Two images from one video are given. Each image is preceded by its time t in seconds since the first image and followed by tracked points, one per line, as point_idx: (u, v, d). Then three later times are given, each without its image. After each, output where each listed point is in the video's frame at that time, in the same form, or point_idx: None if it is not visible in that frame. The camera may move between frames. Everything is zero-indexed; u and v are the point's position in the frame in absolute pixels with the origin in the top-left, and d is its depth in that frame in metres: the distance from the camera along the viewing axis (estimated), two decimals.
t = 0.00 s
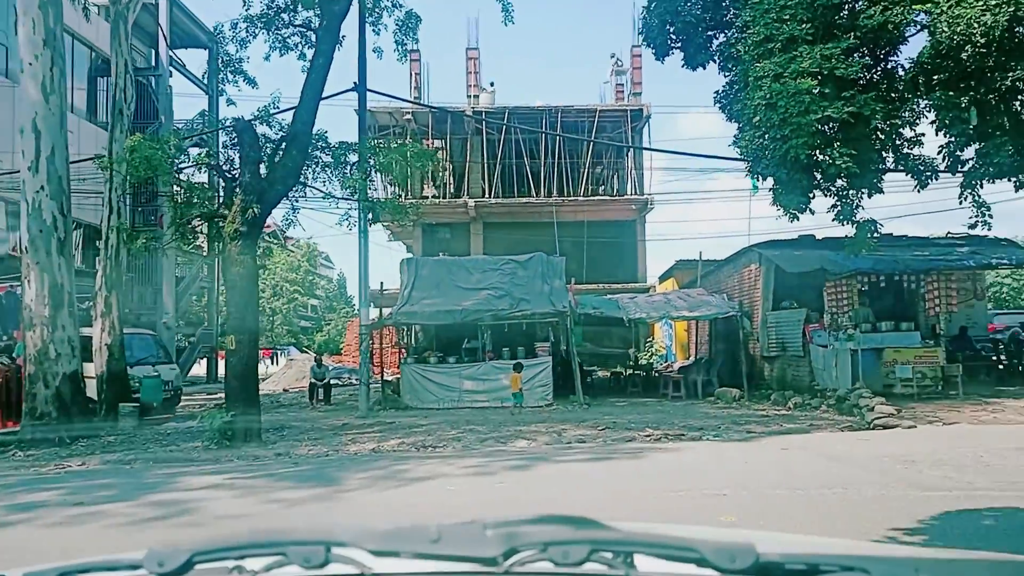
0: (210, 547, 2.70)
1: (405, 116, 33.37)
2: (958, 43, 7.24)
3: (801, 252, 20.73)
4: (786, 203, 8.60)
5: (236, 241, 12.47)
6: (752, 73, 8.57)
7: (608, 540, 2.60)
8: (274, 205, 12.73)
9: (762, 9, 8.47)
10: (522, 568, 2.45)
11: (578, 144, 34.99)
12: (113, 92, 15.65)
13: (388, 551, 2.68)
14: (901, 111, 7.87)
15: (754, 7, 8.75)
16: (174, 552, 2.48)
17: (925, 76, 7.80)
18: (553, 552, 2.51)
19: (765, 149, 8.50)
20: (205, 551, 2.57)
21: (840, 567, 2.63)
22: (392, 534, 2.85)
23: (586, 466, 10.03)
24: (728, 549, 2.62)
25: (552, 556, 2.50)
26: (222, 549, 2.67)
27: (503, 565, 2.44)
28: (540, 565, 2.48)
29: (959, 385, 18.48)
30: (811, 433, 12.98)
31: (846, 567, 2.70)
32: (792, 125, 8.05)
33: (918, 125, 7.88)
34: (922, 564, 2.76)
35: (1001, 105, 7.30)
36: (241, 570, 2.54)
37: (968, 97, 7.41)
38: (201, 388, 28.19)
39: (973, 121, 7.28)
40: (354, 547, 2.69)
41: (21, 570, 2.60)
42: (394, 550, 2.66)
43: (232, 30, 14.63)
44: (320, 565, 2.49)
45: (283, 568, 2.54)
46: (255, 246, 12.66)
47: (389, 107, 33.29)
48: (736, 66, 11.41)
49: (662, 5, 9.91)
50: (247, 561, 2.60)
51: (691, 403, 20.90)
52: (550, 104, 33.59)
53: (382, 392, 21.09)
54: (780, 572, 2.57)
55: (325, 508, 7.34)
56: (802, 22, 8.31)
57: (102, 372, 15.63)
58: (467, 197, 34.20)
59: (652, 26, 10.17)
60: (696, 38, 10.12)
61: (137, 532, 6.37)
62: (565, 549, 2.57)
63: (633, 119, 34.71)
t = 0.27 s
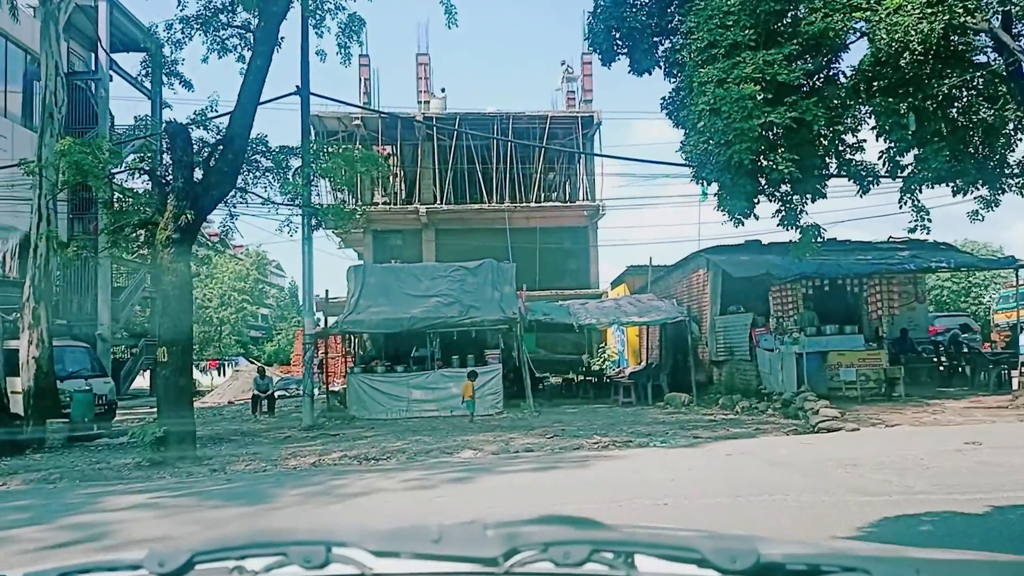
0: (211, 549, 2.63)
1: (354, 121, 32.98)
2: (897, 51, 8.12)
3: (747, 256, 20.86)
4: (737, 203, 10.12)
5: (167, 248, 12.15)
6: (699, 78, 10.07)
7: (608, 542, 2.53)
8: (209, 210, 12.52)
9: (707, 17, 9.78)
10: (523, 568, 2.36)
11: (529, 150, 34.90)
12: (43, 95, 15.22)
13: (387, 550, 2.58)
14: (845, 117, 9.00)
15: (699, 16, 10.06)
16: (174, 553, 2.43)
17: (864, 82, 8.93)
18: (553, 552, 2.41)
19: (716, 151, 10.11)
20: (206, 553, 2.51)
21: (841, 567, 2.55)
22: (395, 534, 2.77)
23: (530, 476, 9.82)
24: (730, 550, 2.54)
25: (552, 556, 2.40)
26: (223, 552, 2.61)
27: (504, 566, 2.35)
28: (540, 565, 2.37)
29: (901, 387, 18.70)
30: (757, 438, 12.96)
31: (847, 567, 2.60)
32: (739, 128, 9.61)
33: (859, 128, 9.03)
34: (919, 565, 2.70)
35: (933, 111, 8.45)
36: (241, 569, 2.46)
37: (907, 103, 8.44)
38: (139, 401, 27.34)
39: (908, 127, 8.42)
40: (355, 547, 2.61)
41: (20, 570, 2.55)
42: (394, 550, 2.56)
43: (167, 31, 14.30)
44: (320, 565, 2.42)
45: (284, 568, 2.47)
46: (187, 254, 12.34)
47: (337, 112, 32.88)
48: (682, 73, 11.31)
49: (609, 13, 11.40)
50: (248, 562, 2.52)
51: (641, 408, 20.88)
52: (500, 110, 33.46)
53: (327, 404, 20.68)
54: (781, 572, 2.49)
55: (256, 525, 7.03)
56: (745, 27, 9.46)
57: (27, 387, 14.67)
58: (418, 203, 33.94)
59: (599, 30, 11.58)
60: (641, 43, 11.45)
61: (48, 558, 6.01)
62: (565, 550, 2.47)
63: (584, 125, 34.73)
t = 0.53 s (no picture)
0: (218, 553, 2.57)
1: (329, 126, 32.76)
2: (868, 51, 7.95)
3: (723, 258, 20.87)
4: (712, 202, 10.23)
5: (133, 255, 11.96)
6: (671, 79, 10.05)
7: (611, 547, 2.47)
8: (176, 215, 12.34)
9: (680, 20, 9.71)
10: (527, 570, 2.24)
11: (506, 154, 34.83)
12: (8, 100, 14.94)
13: (389, 553, 2.48)
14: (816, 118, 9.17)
15: (671, 18, 9.99)
16: (178, 554, 2.39)
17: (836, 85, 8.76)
18: (556, 555, 2.28)
19: (688, 152, 10.26)
20: (209, 552, 2.46)
21: (848, 570, 2.49)
22: (400, 537, 2.68)
23: (504, 482, 9.69)
24: (737, 554, 2.45)
25: (556, 559, 2.28)
26: (228, 554, 2.55)
27: (507, 567, 2.25)
28: (544, 567, 2.24)
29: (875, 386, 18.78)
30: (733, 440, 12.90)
31: (855, 569, 2.52)
32: (713, 129, 9.74)
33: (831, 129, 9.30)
34: (931, 565, 2.62)
35: (905, 112, 8.37)
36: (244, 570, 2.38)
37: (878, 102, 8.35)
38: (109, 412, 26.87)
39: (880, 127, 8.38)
40: (358, 550, 2.53)
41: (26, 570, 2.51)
42: (396, 553, 2.44)
43: (134, 34, 14.09)
44: (323, 566, 2.35)
45: (287, 570, 2.39)
46: (154, 261, 12.12)
47: (312, 117, 32.65)
48: (655, 74, 11.29)
49: (582, 15, 11.38)
50: (251, 564, 2.46)
51: (617, 411, 20.85)
52: (476, 114, 33.38)
53: (300, 413, 20.39)
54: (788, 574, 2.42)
55: (221, 536, 6.85)
56: (717, 28, 9.39)
57: None
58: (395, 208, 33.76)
59: (573, 32, 11.65)
60: (615, 45, 11.38)
61: None
62: (570, 554, 2.35)
63: (560, 129, 34.71)
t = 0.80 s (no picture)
0: (209, 550, 2.62)
1: (328, 127, 32.78)
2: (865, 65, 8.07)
3: (718, 266, 20.94)
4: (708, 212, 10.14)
5: (130, 254, 11.99)
6: (671, 88, 10.27)
7: (606, 542, 2.51)
8: (174, 214, 12.37)
9: (680, 30, 9.98)
10: (521, 566, 2.31)
11: (503, 159, 34.92)
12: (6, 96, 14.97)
13: (385, 549, 2.53)
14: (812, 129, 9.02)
15: (671, 28, 10.24)
16: (172, 551, 2.46)
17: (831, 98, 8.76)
18: (551, 550, 2.35)
19: (687, 160, 10.35)
20: (204, 549, 2.53)
21: (840, 566, 2.57)
22: (391, 531, 2.73)
23: (497, 487, 9.72)
24: (728, 548, 2.55)
25: (549, 554, 2.34)
26: (219, 551, 2.60)
27: (501, 563, 2.31)
28: (538, 563, 2.32)
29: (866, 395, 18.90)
30: (723, 447, 12.97)
31: (846, 566, 2.59)
32: (711, 139, 9.82)
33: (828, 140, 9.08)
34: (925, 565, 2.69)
35: (900, 125, 8.29)
36: (239, 568, 2.43)
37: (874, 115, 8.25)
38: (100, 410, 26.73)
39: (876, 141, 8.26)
40: (352, 546, 2.57)
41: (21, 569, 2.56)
42: (392, 549, 2.50)
43: (135, 33, 14.14)
44: (317, 563, 2.37)
45: (281, 566, 2.43)
46: (150, 260, 12.15)
47: (310, 118, 32.67)
48: (653, 83, 11.33)
49: (582, 23, 11.45)
50: (245, 560, 2.49)
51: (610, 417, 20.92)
52: (474, 118, 33.46)
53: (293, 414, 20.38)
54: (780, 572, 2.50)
55: (216, 536, 6.86)
56: (716, 39, 9.62)
57: None
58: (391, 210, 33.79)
59: (572, 40, 11.72)
60: (614, 53, 11.47)
61: None
62: (563, 548, 2.42)
63: (558, 135, 34.81)
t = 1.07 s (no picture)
0: (210, 549, 2.65)
1: (333, 128, 32.81)
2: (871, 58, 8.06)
3: (724, 263, 20.90)
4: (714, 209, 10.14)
5: (137, 256, 12.04)
6: (673, 85, 10.04)
7: (609, 544, 2.53)
8: (180, 216, 12.41)
9: (683, 27, 9.85)
10: (522, 567, 2.36)
11: (508, 158, 34.92)
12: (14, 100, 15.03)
13: (388, 551, 2.58)
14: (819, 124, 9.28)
15: (675, 23, 10.08)
16: (175, 552, 2.48)
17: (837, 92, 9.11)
18: (552, 551, 2.40)
19: (690, 158, 10.11)
20: (205, 550, 2.55)
21: (839, 567, 2.59)
22: (393, 533, 2.77)
23: (504, 486, 9.72)
24: (728, 550, 2.59)
25: (551, 556, 2.39)
26: (221, 550, 2.63)
27: (503, 564, 2.36)
28: (540, 564, 2.38)
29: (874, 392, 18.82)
30: (730, 444, 12.97)
31: (847, 566, 2.62)
32: (715, 135, 9.51)
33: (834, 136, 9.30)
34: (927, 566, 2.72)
35: (906, 120, 8.36)
36: (242, 570, 2.47)
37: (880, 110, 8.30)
38: (108, 412, 26.81)
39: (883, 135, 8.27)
40: (355, 547, 2.61)
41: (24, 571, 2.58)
42: (394, 550, 2.54)
43: (141, 36, 14.19)
44: (319, 564, 2.41)
45: (283, 567, 2.46)
46: (158, 261, 12.19)
47: (315, 119, 32.70)
48: (657, 80, 11.37)
49: (586, 20, 11.34)
50: (247, 562, 2.55)
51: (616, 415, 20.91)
52: (478, 118, 33.48)
53: (302, 414, 20.43)
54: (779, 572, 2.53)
55: (226, 535, 6.87)
56: (720, 36, 9.53)
57: None
58: (397, 210, 33.83)
59: (576, 37, 11.63)
60: (618, 50, 11.48)
61: None
62: (564, 550, 2.47)
63: (562, 133, 34.79)
